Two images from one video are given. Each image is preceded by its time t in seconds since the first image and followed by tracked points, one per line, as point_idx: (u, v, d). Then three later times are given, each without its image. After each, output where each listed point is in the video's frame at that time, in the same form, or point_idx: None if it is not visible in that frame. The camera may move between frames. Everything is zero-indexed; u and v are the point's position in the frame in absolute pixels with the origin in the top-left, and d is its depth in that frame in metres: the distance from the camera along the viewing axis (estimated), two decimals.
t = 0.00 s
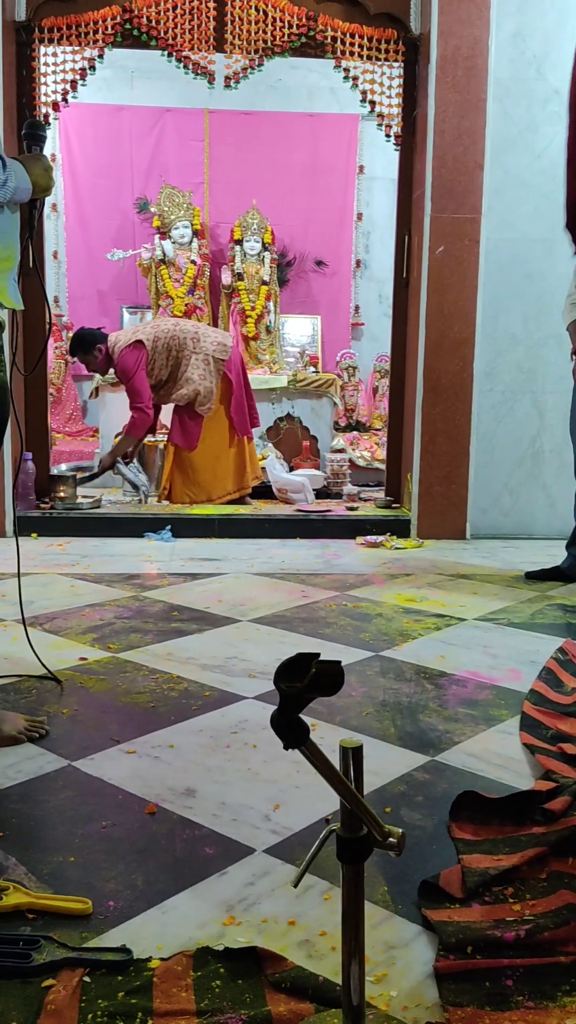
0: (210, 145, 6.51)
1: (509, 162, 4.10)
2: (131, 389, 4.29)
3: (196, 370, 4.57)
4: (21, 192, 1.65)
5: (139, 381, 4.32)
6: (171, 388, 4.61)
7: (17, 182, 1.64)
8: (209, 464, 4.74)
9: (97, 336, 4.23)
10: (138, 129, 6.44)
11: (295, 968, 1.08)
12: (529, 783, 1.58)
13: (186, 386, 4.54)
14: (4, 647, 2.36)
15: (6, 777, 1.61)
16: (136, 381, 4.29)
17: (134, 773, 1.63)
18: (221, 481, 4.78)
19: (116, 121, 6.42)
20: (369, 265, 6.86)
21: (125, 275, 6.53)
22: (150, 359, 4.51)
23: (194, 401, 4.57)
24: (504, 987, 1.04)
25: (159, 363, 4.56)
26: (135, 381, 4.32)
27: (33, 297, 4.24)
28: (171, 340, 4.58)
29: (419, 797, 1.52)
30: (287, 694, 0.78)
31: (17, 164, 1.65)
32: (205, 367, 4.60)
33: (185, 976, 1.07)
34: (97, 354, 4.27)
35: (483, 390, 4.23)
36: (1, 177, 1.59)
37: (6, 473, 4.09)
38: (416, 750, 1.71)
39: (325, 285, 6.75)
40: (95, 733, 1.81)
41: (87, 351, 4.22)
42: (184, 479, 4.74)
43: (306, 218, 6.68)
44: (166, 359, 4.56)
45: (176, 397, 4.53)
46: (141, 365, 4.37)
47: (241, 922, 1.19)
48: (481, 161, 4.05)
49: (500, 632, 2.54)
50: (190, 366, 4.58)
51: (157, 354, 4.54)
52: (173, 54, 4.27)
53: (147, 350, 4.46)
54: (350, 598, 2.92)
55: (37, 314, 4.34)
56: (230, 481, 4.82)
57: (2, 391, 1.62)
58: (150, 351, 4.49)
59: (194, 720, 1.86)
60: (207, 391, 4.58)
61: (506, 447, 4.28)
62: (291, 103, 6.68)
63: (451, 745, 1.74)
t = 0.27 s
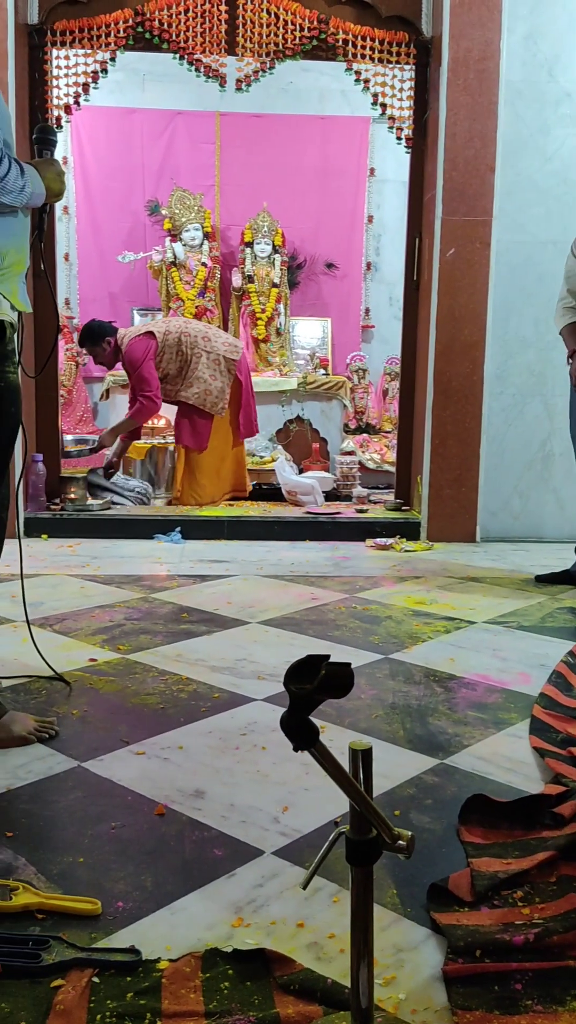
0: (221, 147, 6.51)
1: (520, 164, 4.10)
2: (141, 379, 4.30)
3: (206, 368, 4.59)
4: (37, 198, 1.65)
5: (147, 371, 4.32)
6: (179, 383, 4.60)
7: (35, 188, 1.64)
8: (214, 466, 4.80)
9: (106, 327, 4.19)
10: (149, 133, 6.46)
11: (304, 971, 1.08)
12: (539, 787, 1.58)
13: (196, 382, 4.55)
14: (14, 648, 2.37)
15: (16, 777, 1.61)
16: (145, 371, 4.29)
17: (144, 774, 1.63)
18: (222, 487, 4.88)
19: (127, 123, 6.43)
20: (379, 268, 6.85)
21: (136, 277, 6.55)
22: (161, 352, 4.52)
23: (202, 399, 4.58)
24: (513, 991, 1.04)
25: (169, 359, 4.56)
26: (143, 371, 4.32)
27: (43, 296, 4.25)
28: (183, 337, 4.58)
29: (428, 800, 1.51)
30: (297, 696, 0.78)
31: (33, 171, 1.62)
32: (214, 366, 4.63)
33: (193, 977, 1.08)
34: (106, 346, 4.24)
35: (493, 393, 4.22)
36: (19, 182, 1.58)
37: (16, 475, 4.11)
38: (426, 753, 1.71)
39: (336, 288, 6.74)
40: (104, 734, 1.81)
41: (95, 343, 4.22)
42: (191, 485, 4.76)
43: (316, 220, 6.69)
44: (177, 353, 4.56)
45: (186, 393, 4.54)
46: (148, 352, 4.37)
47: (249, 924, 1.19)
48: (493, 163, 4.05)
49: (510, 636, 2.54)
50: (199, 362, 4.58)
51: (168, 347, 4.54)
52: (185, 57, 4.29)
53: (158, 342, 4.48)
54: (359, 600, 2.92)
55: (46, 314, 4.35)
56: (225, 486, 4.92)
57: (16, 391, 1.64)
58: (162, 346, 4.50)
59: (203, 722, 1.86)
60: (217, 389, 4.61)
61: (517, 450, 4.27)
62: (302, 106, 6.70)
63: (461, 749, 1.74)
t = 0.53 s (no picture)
0: (229, 151, 6.54)
1: (529, 167, 4.10)
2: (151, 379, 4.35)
3: (212, 367, 4.60)
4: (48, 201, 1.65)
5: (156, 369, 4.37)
6: (186, 384, 4.60)
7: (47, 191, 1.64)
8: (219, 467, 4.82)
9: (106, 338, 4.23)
10: (158, 135, 6.47)
11: (310, 973, 1.08)
12: (546, 789, 1.57)
13: (203, 380, 4.55)
14: (23, 649, 2.37)
15: (24, 777, 1.62)
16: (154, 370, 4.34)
17: (151, 776, 1.63)
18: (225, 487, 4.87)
19: (137, 126, 6.45)
20: (387, 270, 6.83)
21: (144, 279, 6.57)
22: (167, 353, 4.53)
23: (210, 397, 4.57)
24: (520, 994, 1.03)
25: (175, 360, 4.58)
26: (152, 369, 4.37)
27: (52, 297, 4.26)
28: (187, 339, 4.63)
29: (435, 803, 1.51)
30: (304, 698, 0.78)
31: (44, 173, 1.62)
32: (220, 365, 4.64)
33: (200, 978, 1.08)
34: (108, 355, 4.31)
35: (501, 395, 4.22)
36: (31, 186, 1.57)
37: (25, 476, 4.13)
38: (433, 755, 1.70)
39: (344, 290, 6.75)
40: (112, 735, 1.81)
41: (100, 352, 4.26)
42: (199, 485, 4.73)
43: (324, 223, 6.70)
44: (182, 354, 4.58)
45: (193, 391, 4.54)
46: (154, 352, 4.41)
47: (256, 925, 1.19)
48: (501, 165, 4.02)
49: (517, 638, 2.53)
50: (206, 360, 4.58)
51: (173, 347, 4.57)
52: (193, 60, 4.30)
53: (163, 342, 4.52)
54: (367, 602, 2.92)
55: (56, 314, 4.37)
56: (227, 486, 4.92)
57: (26, 392, 1.64)
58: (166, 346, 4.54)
59: (211, 724, 1.86)
60: (223, 387, 4.62)
61: (525, 452, 4.26)
62: (309, 108, 6.64)
63: (468, 751, 1.73)
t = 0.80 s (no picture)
0: (235, 152, 6.54)
1: (535, 168, 4.10)
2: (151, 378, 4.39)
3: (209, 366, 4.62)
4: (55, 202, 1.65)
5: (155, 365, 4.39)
6: (184, 382, 4.63)
7: (54, 192, 1.64)
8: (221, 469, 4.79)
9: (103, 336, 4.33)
10: (164, 137, 6.48)
11: (314, 974, 1.08)
12: (551, 791, 1.57)
13: (200, 379, 4.58)
14: (28, 650, 2.38)
15: (29, 778, 1.62)
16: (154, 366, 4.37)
17: (156, 776, 1.63)
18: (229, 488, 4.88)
19: (142, 128, 6.46)
20: (393, 271, 6.84)
21: (150, 280, 6.58)
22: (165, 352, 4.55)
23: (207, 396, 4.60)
24: (524, 996, 1.03)
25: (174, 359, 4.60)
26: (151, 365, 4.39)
27: (59, 298, 4.28)
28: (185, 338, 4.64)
29: (440, 804, 1.51)
30: (307, 698, 0.78)
31: (50, 175, 1.62)
32: (216, 364, 4.66)
33: (204, 979, 1.08)
34: (104, 353, 4.40)
35: (507, 396, 4.21)
36: (37, 187, 1.57)
37: (31, 477, 4.14)
38: (438, 756, 1.70)
39: (350, 291, 6.75)
40: (117, 736, 1.82)
41: (96, 350, 4.35)
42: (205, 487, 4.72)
43: (330, 224, 6.71)
44: (179, 353, 4.60)
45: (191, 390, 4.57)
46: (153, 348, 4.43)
47: (261, 926, 1.19)
48: (507, 167, 4.03)
49: (523, 639, 2.53)
50: (202, 360, 4.60)
51: (171, 346, 4.59)
52: (199, 61, 4.31)
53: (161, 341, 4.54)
54: (372, 603, 2.91)
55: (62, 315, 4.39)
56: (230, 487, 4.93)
57: (32, 393, 1.64)
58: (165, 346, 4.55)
59: (215, 724, 1.87)
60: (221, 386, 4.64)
61: (530, 453, 4.26)
62: (316, 109, 6.70)
63: (473, 752, 1.73)
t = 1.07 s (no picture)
0: (237, 154, 6.55)
1: (537, 169, 4.10)
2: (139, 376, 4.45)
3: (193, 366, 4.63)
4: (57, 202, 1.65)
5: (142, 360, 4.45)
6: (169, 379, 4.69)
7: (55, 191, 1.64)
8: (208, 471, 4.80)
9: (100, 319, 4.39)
10: (166, 138, 6.49)
11: (317, 975, 1.08)
12: (554, 792, 1.57)
13: (182, 379, 4.63)
14: (31, 651, 2.38)
15: (31, 779, 1.62)
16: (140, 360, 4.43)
17: (158, 777, 1.63)
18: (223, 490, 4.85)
19: (144, 130, 6.47)
20: (395, 272, 6.87)
21: (152, 282, 6.59)
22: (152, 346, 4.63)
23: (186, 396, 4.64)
24: (526, 998, 1.03)
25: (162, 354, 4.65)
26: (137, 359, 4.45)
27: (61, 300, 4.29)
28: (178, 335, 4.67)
29: (443, 805, 1.51)
30: (309, 699, 0.78)
31: (52, 175, 1.62)
32: (202, 365, 4.66)
33: (207, 980, 1.08)
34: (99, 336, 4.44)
35: (509, 396, 4.21)
36: (38, 187, 1.57)
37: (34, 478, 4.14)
38: (440, 757, 1.70)
39: (352, 292, 6.75)
40: (119, 737, 1.82)
41: (90, 333, 4.40)
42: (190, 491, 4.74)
43: (332, 226, 6.71)
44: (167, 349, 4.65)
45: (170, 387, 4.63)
46: (144, 345, 4.48)
47: (263, 927, 1.19)
48: (509, 167, 4.03)
49: (525, 640, 2.53)
50: (187, 360, 4.63)
51: (161, 342, 4.64)
52: (201, 63, 4.31)
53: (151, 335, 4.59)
54: (375, 604, 2.91)
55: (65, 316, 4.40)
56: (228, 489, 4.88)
57: (35, 395, 1.64)
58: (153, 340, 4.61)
59: (218, 725, 1.87)
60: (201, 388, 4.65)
61: (533, 454, 4.26)
62: (318, 111, 6.71)
63: (476, 753, 1.73)
